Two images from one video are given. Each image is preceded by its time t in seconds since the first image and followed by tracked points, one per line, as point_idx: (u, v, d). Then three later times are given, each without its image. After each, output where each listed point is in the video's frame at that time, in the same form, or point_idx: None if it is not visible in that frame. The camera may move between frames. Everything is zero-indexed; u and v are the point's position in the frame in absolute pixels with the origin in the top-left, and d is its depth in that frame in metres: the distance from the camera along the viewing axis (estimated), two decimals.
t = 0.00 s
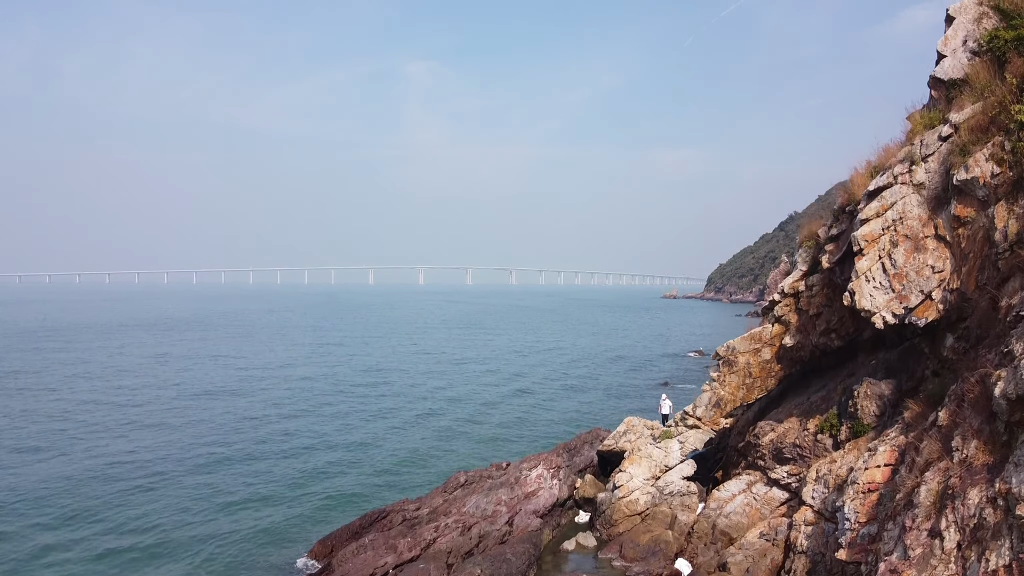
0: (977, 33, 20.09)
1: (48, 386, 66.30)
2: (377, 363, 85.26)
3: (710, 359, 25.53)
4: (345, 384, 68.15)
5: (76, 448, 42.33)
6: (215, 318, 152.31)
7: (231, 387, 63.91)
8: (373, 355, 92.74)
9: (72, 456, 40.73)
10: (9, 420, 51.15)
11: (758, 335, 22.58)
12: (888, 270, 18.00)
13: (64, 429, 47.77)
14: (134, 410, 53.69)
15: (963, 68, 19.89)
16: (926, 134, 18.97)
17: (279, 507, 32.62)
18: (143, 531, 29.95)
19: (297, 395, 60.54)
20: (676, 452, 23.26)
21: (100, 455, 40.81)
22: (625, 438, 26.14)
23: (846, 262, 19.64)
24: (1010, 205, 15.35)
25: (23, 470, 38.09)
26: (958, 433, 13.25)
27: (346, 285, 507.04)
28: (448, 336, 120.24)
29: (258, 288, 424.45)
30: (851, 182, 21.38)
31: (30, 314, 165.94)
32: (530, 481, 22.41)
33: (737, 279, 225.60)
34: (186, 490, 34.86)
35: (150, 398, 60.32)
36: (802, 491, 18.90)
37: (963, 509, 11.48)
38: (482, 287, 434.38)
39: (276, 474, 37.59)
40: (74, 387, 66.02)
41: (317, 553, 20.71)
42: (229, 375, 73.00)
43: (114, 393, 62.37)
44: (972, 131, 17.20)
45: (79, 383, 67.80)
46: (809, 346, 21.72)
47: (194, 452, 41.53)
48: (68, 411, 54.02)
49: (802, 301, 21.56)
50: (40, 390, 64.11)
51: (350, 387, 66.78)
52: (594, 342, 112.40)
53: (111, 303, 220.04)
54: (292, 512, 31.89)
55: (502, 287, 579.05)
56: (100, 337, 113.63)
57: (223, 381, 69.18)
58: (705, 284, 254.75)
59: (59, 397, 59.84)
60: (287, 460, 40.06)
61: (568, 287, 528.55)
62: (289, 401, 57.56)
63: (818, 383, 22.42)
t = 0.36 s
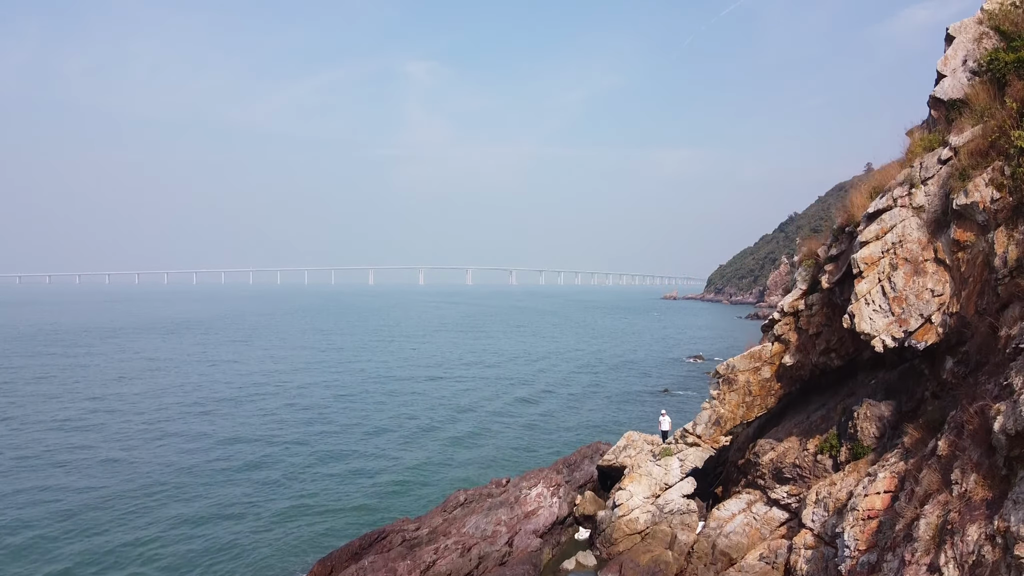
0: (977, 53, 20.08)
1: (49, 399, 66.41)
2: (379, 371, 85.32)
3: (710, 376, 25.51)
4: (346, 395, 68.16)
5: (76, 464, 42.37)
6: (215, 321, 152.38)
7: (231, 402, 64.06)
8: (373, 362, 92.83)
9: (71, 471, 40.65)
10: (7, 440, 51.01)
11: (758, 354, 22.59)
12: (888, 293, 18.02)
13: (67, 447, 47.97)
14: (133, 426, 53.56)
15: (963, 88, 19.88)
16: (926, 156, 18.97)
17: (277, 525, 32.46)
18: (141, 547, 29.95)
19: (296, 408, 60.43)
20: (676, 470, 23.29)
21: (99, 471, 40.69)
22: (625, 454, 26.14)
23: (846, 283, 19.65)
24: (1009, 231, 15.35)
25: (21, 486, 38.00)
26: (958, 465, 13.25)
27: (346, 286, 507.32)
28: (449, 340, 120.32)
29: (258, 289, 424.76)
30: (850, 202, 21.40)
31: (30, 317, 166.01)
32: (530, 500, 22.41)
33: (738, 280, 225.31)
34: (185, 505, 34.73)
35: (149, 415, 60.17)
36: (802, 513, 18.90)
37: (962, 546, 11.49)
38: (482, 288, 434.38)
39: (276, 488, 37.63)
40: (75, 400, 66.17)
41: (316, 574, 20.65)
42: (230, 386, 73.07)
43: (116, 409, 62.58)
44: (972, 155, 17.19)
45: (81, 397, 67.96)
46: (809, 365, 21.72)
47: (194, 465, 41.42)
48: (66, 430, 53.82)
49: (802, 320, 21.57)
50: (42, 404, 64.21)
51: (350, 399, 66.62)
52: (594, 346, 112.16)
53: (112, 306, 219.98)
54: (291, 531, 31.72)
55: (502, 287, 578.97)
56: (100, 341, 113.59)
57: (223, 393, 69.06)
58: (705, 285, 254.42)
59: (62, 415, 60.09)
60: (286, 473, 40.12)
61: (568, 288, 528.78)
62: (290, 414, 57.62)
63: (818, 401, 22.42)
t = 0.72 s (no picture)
0: (977, 73, 20.06)
1: (51, 407, 66.70)
2: (380, 376, 85.49)
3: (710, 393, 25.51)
4: (347, 406, 68.32)
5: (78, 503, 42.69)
6: (217, 322, 152.91)
7: (232, 415, 64.22)
8: (374, 366, 92.99)
9: (76, 512, 40.89)
10: (9, 455, 51.26)
11: (757, 372, 22.62)
12: (887, 316, 18.03)
13: (68, 473, 48.15)
14: (137, 448, 53.86)
15: (963, 108, 19.85)
16: (925, 178, 19.01)
17: None
18: None
19: (298, 424, 60.61)
20: (676, 487, 23.34)
21: (103, 511, 40.90)
22: (625, 468, 26.16)
23: (846, 304, 19.65)
24: (1009, 256, 15.31)
25: (27, 530, 38.29)
26: (958, 496, 13.24)
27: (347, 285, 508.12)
28: (450, 342, 120.60)
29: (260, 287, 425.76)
30: (851, 221, 21.40)
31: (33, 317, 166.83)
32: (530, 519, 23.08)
33: (738, 280, 225.32)
34: (187, 557, 35.05)
35: (151, 425, 60.43)
36: (802, 534, 18.92)
37: None
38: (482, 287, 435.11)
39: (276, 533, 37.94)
40: (77, 408, 66.43)
41: None
42: (232, 395, 73.31)
43: (118, 418, 62.76)
44: (972, 179, 17.18)
45: (83, 404, 68.23)
46: (809, 384, 21.74)
47: (198, 506, 41.63)
48: (69, 445, 54.03)
49: (802, 339, 21.58)
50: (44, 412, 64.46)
51: (351, 408, 66.76)
52: (594, 349, 112.18)
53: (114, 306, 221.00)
54: None
55: (502, 285, 579.71)
56: (102, 343, 114.10)
57: (224, 403, 69.23)
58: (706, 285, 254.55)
59: (63, 424, 60.26)
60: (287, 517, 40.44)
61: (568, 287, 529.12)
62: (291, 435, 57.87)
63: (817, 419, 22.39)
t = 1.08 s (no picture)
0: (978, 91, 20.05)
1: (53, 413, 66.98)
2: (380, 381, 85.62)
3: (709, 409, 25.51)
4: (347, 412, 68.42)
5: (80, 510, 42.91)
6: (218, 325, 153.44)
7: (233, 421, 64.42)
8: (375, 370, 93.13)
9: (77, 521, 41.03)
10: (9, 463, 51.37)
11: (757, 389, 22.68)
12: (887, 337, 18.04)
13: (68, 480, 48.29)
14: (137, 456, 53.87)
15: (963, 127, 19.85)
16: (926, 199, 19.04)
17: None
18: None
19: (298, 430, 60.55)
20: (676, 503, 23.42)
21: (105, 520, 41.10)
22: (625, 482, 26.19)
23: (845, 323, 19.66)
24: (1009, 280, 15.30)
25: (29, 541, 38.48)
26: (957, 524, 13.24)
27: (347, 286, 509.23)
28: (451, 345, 120.88)
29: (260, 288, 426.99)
30: (851, 240, 21.40)
31: (33, 321, 167.64)
32: (530, 535, 23.98)
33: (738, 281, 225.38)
34: (187, 567, 35.19)
35: (153, 432, 60.69)
36: (802, 553, 18.97)
37: None
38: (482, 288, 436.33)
39: (276, 543, 38.07)
40: (79, 414, 66.70)
41: None
42: (233, 400, 73.56)
43: (119, 424, 63.04)
44: (972, 201, 17.16)
45: (85, 410, 68.52)
46: (809, 401, 21.76)
47: (200, 515, 41.84)
48: (69, 453, 54.09)
49: (801, 356, 21.62)
50: (45, 419, 64.74)
51: (351, 415, 66.73)
52: (594, 351, 112.35)
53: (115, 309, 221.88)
54: None
55: (502, 285, 580.61)
56: (103, 347, 114.31)
57: (225, 409, 69.43)
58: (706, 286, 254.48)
59: (65, 431, 60.49)
60: (287, 525, 40.55)
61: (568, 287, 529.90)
62: (292, 440, 58.00)
63: (817, 436, 22.36)
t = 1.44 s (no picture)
0: (978, 111, 20.04)
1: (53, 416, 67.01)
2: (380, 384, 85.57)
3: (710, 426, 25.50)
4: (346, 416, 68.39)
5: (81, 516, 42.98)
6: (218, 327, 153.47)
7: (232, 425, 64.43)
8: (374, 374, 93.10)
9: (77, 529, 40.97)
10: (9, 469, 51.32)
11: (757, 408, 22.73)
12: (887, 360, 18.05)
13: (67, 485, 48.33)
14: (136, 461, 53.78)
15: (963, 147, 19.84)
16: (926, 222, 19.07)
17: None
18: None
19: (297, 436, 60.43)
20: (676, 521, 23.39)
21: (105, 527, 41.16)
22: (625, 497, 26.16)
23: (845, 343, 19.68)
24: (1010, 305, 15.21)
25: (28, 550, 38.38)
26: (956, 556, 13.26)
27: (347, 286, 509.34)
28: (450, 348, 120.88)
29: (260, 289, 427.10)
30: (852, 260, 21.46)
31: (31, 323, 167.51)
32: (530, 555, 24.76)
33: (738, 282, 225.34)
34: None
35: (152, 436, 60.72)
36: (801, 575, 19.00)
37: None
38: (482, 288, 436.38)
39: (276, 552, 38.12)
40: (79, 418, 66.73)
41: None
42: (233, 404, 73.57)
43: (119, 428, 63.07)
44: (972, 225, 17.15)
45: (85, 413, 68.56)
46: (809, 420, 21.75)
47: (200, 523, 41.89)
48: (69, 458, 54.16)
49: (802, 376, 21.65)
50: (46, 423, 64.79)
51: (350, 419, 66.66)
52: (594, 354, 112.29)
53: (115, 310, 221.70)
54: None
55: (502, 286, 580.81)
56: (102, 350, 114.14)
57: (225, 413, 69.45)
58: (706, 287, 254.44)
59: (65, 435, 60.52)
60: (286, 532, 40.59)
61: (568, 287, 529.94)
62: (292, 445, 58.00)
63: (818, 454, 22.32)
